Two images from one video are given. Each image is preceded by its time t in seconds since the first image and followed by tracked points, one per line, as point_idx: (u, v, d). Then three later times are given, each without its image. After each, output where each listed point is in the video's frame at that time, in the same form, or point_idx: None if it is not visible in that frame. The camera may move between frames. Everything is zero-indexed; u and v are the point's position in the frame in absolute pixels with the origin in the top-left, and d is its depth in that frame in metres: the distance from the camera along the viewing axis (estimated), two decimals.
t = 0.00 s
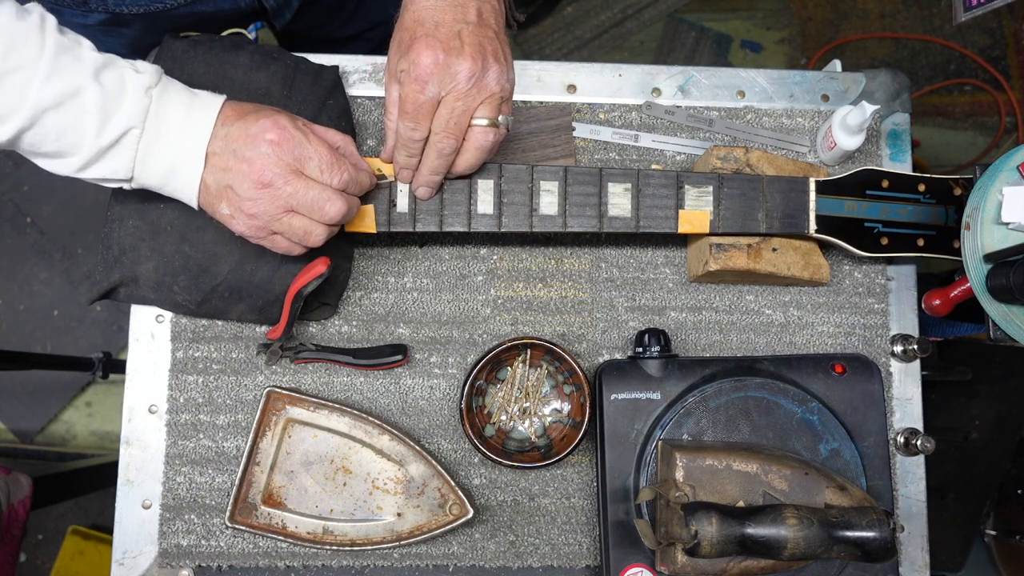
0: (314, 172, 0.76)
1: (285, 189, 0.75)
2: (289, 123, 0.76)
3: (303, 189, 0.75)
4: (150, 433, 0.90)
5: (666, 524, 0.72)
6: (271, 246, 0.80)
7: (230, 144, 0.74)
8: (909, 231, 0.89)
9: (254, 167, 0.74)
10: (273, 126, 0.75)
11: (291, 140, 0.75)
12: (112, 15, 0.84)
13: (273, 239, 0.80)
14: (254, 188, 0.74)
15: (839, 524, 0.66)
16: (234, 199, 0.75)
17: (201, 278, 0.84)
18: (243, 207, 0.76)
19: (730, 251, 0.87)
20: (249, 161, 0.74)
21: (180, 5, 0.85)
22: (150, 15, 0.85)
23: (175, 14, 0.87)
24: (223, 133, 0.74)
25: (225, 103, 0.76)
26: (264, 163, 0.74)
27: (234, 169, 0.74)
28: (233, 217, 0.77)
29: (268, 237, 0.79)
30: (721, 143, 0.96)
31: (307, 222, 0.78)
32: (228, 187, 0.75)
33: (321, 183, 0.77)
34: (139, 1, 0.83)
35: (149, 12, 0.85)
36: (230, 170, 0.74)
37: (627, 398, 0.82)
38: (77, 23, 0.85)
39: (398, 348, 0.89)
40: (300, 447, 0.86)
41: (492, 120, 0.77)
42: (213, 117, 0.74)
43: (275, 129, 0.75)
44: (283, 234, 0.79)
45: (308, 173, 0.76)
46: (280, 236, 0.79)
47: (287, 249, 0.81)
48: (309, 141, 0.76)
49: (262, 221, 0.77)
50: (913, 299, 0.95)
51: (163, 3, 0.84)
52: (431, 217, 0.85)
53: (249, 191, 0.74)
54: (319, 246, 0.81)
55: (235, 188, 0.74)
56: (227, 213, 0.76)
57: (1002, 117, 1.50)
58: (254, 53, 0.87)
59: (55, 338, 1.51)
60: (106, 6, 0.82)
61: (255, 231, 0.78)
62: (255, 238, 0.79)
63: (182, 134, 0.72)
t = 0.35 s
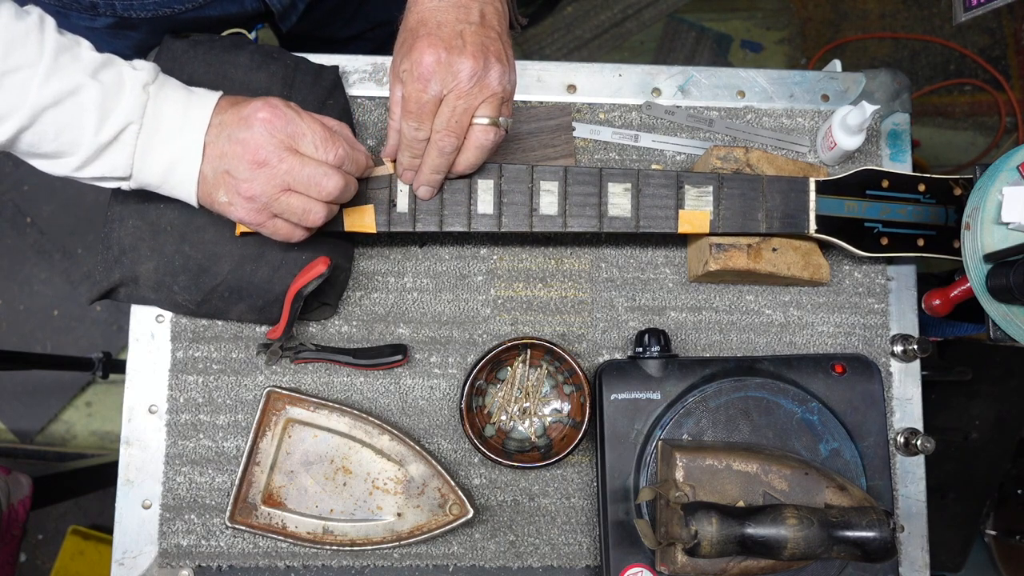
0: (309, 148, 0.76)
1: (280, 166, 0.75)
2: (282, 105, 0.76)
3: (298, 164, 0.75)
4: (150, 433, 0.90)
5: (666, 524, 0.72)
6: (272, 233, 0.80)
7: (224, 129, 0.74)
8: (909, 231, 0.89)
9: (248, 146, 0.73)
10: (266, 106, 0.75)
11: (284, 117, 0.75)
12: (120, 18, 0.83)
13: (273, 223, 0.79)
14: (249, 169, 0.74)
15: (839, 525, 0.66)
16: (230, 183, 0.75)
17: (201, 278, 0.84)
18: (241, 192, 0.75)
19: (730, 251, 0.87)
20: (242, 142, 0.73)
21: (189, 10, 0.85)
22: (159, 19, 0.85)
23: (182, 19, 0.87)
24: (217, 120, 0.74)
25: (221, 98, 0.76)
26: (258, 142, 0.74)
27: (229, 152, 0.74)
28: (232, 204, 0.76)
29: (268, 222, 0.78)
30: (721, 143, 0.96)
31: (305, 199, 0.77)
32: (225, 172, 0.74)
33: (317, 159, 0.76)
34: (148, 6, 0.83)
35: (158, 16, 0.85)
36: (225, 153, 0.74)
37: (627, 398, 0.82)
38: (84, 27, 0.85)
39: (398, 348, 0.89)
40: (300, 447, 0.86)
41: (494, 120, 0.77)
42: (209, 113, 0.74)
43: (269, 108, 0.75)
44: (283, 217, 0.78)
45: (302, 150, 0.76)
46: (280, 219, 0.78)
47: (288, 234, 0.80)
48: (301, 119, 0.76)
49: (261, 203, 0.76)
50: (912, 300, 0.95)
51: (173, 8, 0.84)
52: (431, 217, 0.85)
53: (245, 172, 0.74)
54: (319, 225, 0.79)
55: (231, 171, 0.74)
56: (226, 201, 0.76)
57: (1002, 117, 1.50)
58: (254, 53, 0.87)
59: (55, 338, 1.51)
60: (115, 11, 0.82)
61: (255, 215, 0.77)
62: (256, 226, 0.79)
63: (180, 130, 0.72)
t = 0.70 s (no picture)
0: (307, 143, 0.76)
1: (278, 161, 0.74)
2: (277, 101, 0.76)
3: (296, 159, 0.75)
4: (151, 433, 0.90)
5: (666, 524, 0.72)
6: (272, 230, 0.79)
7: (222, 126, 0.74)
8: (909, 231, 0.89)
9: (245, 142, 0.73)
10: (262, 102, 0.75)
11: (280, 112, 0.75)
12: (120, 24, 0.84)
13: (272, 220, 0.78)
14: (247, 165, 0.74)
15: (839, 524, 0.66)
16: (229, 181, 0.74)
17: (201, 278, 0.84)
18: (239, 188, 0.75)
19: (730, 251, 0.87)
20: (239, 138, 0.73)
21: (192, 16, 0.86)
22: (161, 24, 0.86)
23: (183, 24, 0.88)
24: (215, 118, 0.74)
25: (219, 98, 0.76)
26: (254, 137, 0.73)
27: (226, 148, 0.73)
28: (230, 202, 0.76)
29: (267, 219, 0.78)
30: (721, 143, 0.96)
31: (303, 194, 0.76)
32: (223, 169, 0.74)
33: (314, 154, 0.76)
34: (150, 13, 0.83)
35: (160, 23, 0.85)
36: (223, 150, 0.73)
37: (627, 398, 0.82)
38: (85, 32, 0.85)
39: (398, 348, 0.89)
40: (300, 447, 0.86)
41: (484, 118, 0.77)
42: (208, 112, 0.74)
43: (265, 104, 0.74)
44: (282, 213, 0.78)
45: (300, 146, 0.76)
46: (279, 216, 0.78)
47: (288, 232, 0.79)
48: (298, 114, 0.76)
49: (259, 200, 0.76)
50: (913, 299, 0.95)
51: (175, 14, 0.85)
52: (431, 217, 0.85)
53: (242, 168, 0.74)
54: (319, 221, 0.79)
55: (229, 168, 0.74)
56: (224, 199, 0.76)
57: (1002, 117, 1.50)
58: (254, 53, 0.87)
59: (55, 338, 1.51)
60: (116, 17, 0.82)
61: (254, 212, 0.77)
62: (255, 224, 0.78)
63: (179, 129, 0.72)
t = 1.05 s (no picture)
0: (307, 217, 0.77)
1: (275, 237, 0.77)
2: (272, 139, 0.73)
3: (293, 237, 0.77)
4: (150, 434, 0.90)
5: (666, 524, 0.72)
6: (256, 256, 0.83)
7: (219, 185, 0.72)
8: (909, 231, 0.89)
9: (245, 216, 0.74)
10: (262, 148, 0.72)
11: (285, 197, 0.73)
12: (117, 28, 0.84)
13: (278, 254, 0.80)
14: (243, 232, 0.76)
15: (839, 525, 0.66)
16: (238, 223, 0.75)
17: (201, 278, 0.84)
18: (231, 236, 0.78)
19: (730, 251, 0.87)
20: (239, 210, 0.73)
21: (188, 20, 0.87)
22: (158, 28, 0.86)
23: (181, 27, 0.88)
24: (212, 168, 0.71)
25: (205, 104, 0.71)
26: (255, 216, 0.74)
27: (223, 206, 0.74)
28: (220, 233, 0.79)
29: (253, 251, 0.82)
30: (721, 143, 0.96)
31: (295, 255, 0.80)
32: (215, 215, 0.76)
33: (310, 226, 0.78)
34: (147, 16, 0.84)
35: (157, 26, 0.86)
36: (219, 206, 0.74)
37: (627, 398, 0.82)
38: (81, 35, 0.84)
39: (398, 348, 0.89)
40: (300, 447, 0.86)
41: (481, 118, 0.76)
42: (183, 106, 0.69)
43: (265, 152, 0.72)
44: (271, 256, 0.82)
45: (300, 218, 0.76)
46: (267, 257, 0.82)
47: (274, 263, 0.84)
48: (303, 191, 0.74)
49: (250, 248, 0.79)
50: (913, 300, 0.95)
51: (172, 17, 0.86)
52: (431, 217, 0.85)
53: (238, 230, 0.76)
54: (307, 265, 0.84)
55: (223, 221, 0.76)
56: (214, 226, 0.78)
57: (1002, 117, 1.50)
58: (254, 53, 0.87)
59: (55, 338, 1.51)
60: (113, 21, 0.83)
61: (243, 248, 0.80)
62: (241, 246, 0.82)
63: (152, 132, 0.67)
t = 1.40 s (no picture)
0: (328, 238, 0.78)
1: (296, 255, 0.78)
2: (296, 166, 0.73)
3: (312, 255, 0.79)
4: (150, 434, 0.90)
5: (666, 523, 0.72)
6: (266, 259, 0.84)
7: (243, 213, 0.73)
8: (909, 231, 0.89)
9: (268, 240, 0.75)
10: (288, 180, 0.72)
11: (312, 227, 0.74)
12: (114, 27, 0.82)
13: (293, 266, 0.81)
14: (264, 251, 0.77)
15: (839, 525, 0.66)
16: (260, 244, 0.76)
17: (201, 278, 0.84)
18: (247, 249, 0.78)
19: (730, 251, 0.87)
20: (264, 235, 0.75)
21: (184, 18, 0.86)
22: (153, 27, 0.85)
23: (177, 27, 0.88)
24: (235, 195, 0.72)
25: (221, 125, 0.70)
26: (279, 241, 0.75)
27: (244, 228, 0.75)
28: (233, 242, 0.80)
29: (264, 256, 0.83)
30: (721, 143, 0.96)
31: (309, 266, 0.82)
32: (233, 231, 0.77)
33: (328, 244, 0.79)
34: (143, 14, 0.83)
35: (153, 25, 0.85)
36: (240, 227, 0.75)
37: (627, 398, 0.82)
38: (75, 34, 0.81)
39: (398, 348, 0.89)
40: (300, 447, 0.86)
41: (480, 113, 0.77)
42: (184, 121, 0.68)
43: (292, 185, 0.72)
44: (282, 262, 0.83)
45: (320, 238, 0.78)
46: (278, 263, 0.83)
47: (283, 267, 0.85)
48: (327, 220, 0.75)
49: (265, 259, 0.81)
50: (913, 299, 0.95)
51: (168, 15, 0.85)
52: (431, 217, 0.85)
53: (258, 249, 0.77)
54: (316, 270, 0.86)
55: (241, 238, 0.77)
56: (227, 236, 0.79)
57: (1002, 117, 1.50)
58: (254, 53, 0.87)
59: (55, 338, 1.51)
60: (109, 19, 0.81)
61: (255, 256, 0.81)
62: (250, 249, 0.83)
63: (144, 141, 0.66)
